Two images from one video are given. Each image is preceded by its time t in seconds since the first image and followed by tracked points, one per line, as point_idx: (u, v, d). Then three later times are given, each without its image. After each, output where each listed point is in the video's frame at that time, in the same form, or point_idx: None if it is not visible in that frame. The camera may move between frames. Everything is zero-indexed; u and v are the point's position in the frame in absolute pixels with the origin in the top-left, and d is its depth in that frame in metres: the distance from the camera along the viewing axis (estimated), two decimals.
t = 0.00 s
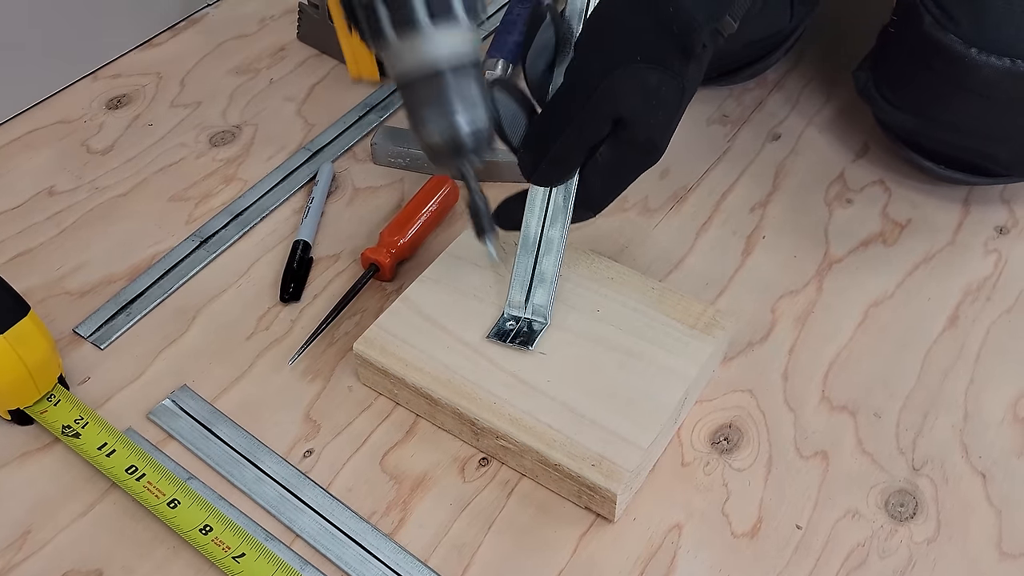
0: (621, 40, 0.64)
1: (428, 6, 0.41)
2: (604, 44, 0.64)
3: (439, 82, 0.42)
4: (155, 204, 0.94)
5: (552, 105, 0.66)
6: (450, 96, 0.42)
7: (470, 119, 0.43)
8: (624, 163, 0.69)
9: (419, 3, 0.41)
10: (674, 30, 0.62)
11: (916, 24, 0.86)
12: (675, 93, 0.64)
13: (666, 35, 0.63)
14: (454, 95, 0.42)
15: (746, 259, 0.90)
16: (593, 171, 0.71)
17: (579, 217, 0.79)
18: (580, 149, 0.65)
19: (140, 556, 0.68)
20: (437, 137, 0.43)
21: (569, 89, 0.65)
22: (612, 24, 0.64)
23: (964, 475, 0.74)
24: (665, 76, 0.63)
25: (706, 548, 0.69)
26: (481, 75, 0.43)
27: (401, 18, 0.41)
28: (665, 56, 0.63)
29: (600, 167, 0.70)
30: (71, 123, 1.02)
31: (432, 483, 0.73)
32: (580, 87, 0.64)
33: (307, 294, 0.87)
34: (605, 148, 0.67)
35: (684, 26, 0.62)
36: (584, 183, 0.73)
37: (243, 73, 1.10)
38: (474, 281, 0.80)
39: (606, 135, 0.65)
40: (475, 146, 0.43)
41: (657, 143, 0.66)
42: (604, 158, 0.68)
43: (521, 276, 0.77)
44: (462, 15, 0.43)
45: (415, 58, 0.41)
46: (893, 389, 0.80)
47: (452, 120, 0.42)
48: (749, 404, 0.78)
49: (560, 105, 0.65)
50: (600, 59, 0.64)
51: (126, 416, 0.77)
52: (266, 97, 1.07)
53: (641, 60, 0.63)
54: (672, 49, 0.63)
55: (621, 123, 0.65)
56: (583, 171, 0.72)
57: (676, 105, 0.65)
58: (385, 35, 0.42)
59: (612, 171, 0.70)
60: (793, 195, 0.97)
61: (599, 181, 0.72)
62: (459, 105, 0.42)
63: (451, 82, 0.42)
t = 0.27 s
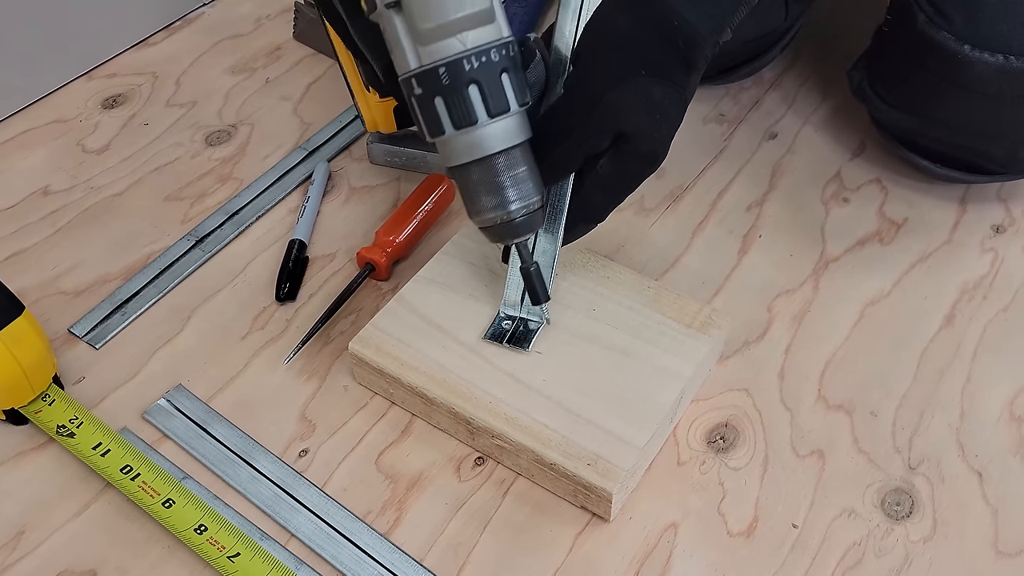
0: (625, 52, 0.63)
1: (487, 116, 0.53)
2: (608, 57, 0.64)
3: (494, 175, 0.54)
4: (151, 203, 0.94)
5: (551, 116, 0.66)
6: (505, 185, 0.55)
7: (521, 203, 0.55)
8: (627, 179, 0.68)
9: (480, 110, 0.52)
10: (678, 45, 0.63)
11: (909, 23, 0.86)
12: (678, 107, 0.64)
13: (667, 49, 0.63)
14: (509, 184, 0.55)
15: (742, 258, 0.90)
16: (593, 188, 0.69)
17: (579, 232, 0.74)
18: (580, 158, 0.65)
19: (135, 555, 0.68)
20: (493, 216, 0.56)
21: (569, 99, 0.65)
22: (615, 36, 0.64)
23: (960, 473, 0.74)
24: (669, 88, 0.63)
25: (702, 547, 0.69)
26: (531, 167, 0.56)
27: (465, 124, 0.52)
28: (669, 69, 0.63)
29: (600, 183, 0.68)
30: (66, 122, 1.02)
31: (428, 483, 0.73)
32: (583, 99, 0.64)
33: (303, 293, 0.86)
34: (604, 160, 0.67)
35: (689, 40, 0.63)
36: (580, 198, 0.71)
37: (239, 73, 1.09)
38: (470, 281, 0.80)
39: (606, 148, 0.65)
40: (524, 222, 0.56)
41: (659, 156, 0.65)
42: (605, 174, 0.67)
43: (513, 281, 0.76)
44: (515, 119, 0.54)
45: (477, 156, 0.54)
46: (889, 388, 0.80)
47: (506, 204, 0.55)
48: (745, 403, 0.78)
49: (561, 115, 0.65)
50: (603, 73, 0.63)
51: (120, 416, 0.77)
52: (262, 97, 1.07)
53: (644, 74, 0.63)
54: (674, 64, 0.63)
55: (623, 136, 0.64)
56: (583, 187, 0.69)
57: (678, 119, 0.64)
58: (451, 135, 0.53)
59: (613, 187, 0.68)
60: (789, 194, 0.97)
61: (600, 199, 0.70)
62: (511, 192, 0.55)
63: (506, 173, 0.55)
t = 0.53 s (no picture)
0: (614, 57, 0.63)
1: (477, 118, 0.54)
2: (597, 62, 0.64)
3: (484, 177, 0.56)
4: (146, 206, 0.94)
5: (541, 120, 0.66)
6: (495, 186, 0.56)
7: (511, 203, 0.57)
8: (618, 181, 0.68)
9: (471, 113, 0.54)
10: (667, 48, 0.63)
11: (907, 23, 0.86)
12: (668, 110, 0.64)
13: (657, 52, 0.63)
14: (500, 185, 0.56)
15: (738, 259, 0.90)
16: (584, 190, 0.70)
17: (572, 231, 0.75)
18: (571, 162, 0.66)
19: (130, 558, 0.68)
20: (484, 216, 0.57)
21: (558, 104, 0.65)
22: (604, 40, 0.64)
23: (955, 475, 0.74)
24: (659, 92, 0.63)
25: (696, 550, 0.69)
26: (522, 168, 0.57)
27: (456, 126, 0.54)
28: (659, 73, 0.63)
29: (591, 185, 0.69)
30: (62, 124, 1.01)
31: (423, 485, 0.73)
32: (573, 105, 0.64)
33: (299, 295, 0.86)
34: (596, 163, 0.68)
35: (678, 43, 0.63)
36: (572, 200, 0.72)
37: (235, 74, 1.09)
38: (465, 283, 0.80)
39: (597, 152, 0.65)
40: (514, 222, 0.58)
41: (650, 159, 0.66)
42: (596, 176, 0.68)
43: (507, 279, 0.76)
44: (505, 121, 0.55)
45: (468, 157, 0.55)
46: (885, 390, 0.80)
47: (497, 204, 0.57)
48: (740, 405, 0.78)
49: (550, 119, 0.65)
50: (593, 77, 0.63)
51: (115, 419, 0.77)
52: (257, 98, 1.07)
53: (635, 79, 0.63)
54: (664, 67, 0.63)
55: (614, 140, 0.65)
56: (575, 188, 0.71)
57: (668, 122, 0.65)
58: (441, 137, 0.55)
59: (605, 189, 0.69)
60: (785, 196, 0.97)
61: (592, 200, 0.71)
62: (503, 192, 0.56)
63: (497, 174, 0.56)
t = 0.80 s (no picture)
0: (619, 52, 0.63)
1: (350, 64, 0.49)
2: (600, 57, 0.64)
3: (394, 105, 0.49)
4: (142, 205, 0.93)
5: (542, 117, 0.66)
6: (406, 115, 0.49)
7: (428, 112, 0.49)
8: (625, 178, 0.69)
9: (341, 65, 0.49)
10: (673, 44, 0.63)
11: (905, 21, 0.86)
12: (671, 105, 0.65)
13: (661, 48, 0.63)
14: (410, 113, 0.49)
15: (734, 259, 0.90)
16: (592, 185, 0.71)
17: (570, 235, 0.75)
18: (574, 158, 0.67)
19: (124, 558, 0.68)
20: (418, 134, 0.49)
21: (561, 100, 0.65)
22: (607, 36, 0.64)
23: (951, 475, 0.74)
24: (662, 87, 0.64)
25: (692, 549, 0.69)
26: (429, 82, 0.50)
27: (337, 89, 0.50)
28: (662, 67, 0.64)
29: (598, 180, 0.70)
30: (58, 124, 1.01)
31: (418, 484, 0.73)
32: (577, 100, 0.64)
33: (294, 295, 0.86)
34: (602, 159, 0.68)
35: (684, 38, 0.63)
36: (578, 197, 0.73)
37: (231, 74, 1.09)
38: (460, 282, 0.80)
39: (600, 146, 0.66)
40: (450, 128, 0.49)
41: (654, 155, 0.67)
42: (602, 171, 0.69)
43: (509, 263, 0.77)
44: (384, 48, 0.50)
45: (366, 106, 0.50)
46: (881, 389, 0.79)
47: (416, 125, 0.49)
48: (735, 404, 0.78)
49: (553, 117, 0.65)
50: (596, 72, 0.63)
51: (109, 418, 0.76)
52: (253, 97, 1.07)
53: (639, 74, 0.63)
54: (668, 62, 0.64)
55: (617, 134, 0.65)
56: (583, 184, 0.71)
57: (671, 118, 0.66)
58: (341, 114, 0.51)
59: (612, 186, 0.70)
60: (781, 195, 0.97)
61: (598, 196, 0.71)
62: (416, 117, 0.49)
63: (408, 92, 0.49)
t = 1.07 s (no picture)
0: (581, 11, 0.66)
1: (352, 59, 0.66)
2: (566, 17, 0.67)
3: (383, 109, 0.65)
4: (139, 204, 0.93)
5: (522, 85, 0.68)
6: (393, 109, 0.65)
7: (412, 110, 0.64)
8: (609, 129, 0.64)
9: (344, 61, 0.66)
10: None
11: (903, 20, 0.86)
12: (642, 50, 0.64)
13: None
14: (397, 105, 0.65)
15: (731, 258, 0.90)
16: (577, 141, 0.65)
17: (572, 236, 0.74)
18: (550, 119, 0.66)
19: (120, 557, 0.68)
20: (402, 135, 0.64)
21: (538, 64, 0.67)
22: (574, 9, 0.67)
23: (947, 473, 0.74)
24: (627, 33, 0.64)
25: (688, 548, 0.69)
26: (416, 88, 0.66)
27: (338, 84, 0.66)
28: (626, 15, 0.64)
29: (583, 133, 0.64)
30: (55, 123, 1.01)
31: (414, 483, 0.73)
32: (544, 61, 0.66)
33: (291, 294, 0.86)
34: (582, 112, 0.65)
35: None
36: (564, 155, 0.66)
37: (228, 73, 1.09)
38: (457, 281, 0.80)
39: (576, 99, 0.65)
40: (430, 128, 0.64)
41: (631, 99, 0.63)
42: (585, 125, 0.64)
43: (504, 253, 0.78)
44: (380, 57, 0.67)
45: (361, 100, 0.66)
46: (877, 387, 0.80)
47: (402, 118, 0.64)
48: (732, 403, 0.78)
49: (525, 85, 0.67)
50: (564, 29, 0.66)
51: (106, 417, 0.76)
52: (250, 97, 1.07)
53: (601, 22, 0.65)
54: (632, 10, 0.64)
55: (590, 83, 0.64)
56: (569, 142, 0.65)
57: (644, 62, 0.64)
58: (343, 111, 0.67)
59: (598, 138, 0.64)
60: (779, 194, 0.97)
61: (585, 150, 0.64)
62: (400, 109, 0.65)
63: (399, 95, 0.65)
